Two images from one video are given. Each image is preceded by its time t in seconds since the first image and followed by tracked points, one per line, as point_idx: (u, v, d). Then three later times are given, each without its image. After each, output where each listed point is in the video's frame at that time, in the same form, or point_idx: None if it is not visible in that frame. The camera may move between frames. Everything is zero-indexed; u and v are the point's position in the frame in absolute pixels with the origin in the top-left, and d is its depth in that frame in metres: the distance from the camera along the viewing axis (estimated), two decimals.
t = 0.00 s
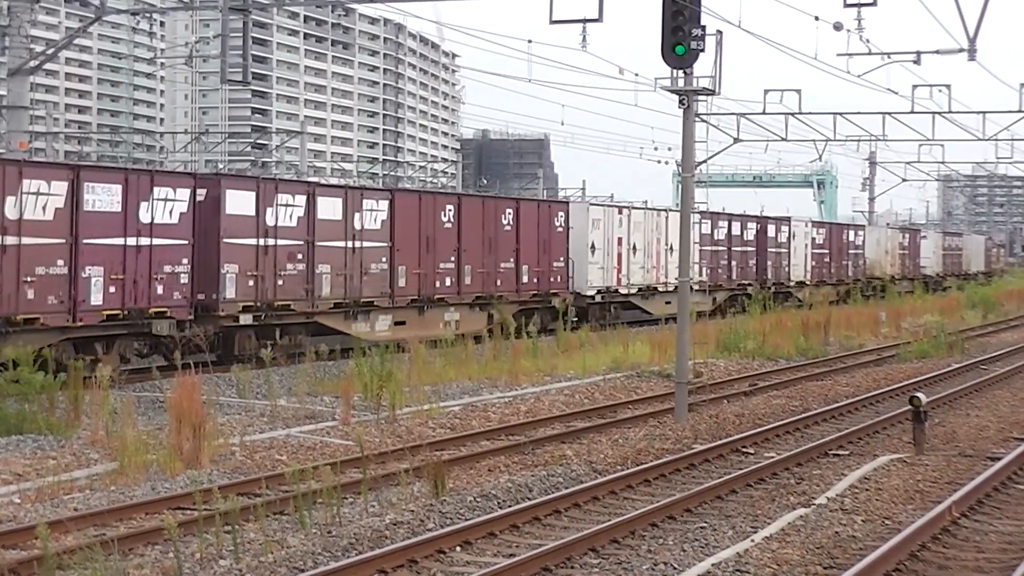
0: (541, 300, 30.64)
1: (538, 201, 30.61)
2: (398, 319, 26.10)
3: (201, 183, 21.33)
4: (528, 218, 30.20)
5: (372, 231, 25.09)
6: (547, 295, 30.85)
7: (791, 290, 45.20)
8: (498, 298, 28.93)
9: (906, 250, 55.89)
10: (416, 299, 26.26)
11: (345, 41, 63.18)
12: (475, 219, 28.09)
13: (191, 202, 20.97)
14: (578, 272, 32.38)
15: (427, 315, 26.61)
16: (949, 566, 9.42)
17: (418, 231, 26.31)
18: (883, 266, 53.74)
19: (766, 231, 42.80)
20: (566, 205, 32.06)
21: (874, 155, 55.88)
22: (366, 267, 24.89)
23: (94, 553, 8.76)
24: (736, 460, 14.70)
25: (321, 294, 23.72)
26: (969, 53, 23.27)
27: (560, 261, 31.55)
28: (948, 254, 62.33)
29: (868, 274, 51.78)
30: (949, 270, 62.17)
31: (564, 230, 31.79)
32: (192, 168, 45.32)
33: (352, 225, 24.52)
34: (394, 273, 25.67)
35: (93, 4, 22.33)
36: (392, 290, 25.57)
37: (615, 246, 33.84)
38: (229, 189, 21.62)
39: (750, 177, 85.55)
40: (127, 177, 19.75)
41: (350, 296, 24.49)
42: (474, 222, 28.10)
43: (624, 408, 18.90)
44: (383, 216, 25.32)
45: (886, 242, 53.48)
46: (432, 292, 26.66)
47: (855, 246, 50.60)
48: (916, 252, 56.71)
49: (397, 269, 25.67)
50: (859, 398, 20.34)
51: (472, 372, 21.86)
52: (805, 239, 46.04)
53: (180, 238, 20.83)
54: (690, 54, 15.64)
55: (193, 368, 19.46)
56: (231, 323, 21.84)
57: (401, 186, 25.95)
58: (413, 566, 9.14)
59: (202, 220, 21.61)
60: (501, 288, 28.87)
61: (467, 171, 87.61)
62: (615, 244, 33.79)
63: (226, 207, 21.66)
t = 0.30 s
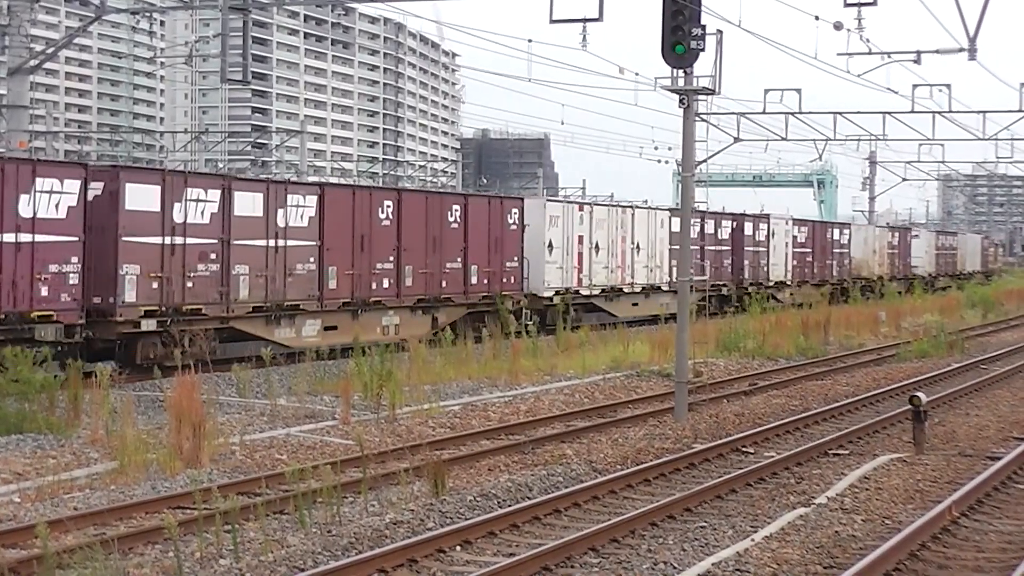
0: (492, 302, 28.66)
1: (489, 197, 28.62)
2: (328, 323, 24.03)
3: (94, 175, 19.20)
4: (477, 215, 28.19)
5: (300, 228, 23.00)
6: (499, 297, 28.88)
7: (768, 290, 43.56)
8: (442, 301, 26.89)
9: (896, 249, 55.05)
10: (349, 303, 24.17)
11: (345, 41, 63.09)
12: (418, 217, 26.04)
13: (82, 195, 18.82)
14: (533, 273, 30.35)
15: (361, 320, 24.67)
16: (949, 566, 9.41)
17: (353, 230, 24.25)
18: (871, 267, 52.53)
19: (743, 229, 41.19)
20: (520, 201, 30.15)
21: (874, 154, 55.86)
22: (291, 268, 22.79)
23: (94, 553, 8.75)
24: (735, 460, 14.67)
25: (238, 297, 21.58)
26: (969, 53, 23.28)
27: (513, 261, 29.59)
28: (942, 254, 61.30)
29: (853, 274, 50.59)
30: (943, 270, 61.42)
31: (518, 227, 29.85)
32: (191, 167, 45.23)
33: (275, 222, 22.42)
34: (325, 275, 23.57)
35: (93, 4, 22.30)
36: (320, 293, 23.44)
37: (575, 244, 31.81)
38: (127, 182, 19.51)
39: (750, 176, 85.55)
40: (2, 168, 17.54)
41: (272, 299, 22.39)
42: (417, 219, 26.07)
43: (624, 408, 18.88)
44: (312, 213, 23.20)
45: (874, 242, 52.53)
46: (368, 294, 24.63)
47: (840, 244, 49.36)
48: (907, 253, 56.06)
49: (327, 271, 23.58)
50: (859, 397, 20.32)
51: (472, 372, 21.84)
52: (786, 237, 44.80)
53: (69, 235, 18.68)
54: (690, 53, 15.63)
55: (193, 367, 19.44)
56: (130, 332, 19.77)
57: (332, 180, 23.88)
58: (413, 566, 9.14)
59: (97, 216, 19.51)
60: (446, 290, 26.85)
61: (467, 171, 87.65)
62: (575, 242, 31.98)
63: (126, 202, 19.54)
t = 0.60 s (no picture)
0: (435, 305, 26.70)
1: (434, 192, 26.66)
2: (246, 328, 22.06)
3: None
4: (420, 211, 26.24)
5: (212, 225, 21.15)
6: (444, 300, 26.90)
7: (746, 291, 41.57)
8: (378, 304, 24.97)
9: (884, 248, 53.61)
10: (269, 306, 22.27)
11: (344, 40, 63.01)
12: (348, 213, 24.16)
13: None
14: (483, 273, 28.37)
15: (284, 324, 22.74)
16: (948, 565, 9.41)
17: (274, 228, 22.39)
18: (856, 266, 50.74)
19: (716, 226, 39.16)
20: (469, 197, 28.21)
21: (874, 154, 55.81)
22: (201, 269, 20.92)
23: (93, 552, 8.75)
24: (735, 460, 14.66)
25: (138, 300, 19.56)
26: (969, 52, 23.28)
27: (461, 260, 27.62)
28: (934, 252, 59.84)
29: (835, 273, 48.75)
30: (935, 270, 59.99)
31: (467, 225, 27.99)
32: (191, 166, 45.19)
33: (183, 219, 20.53)
34: (240, 277, 21.69)
35: (93, 3, 22.29)
36: (236, 295, 21.54)
37: (529, 242, 29.80)
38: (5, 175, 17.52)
39: (750, 176, 85.51)
40: None
41: (179, 302, 20.45)
42: (349, 216, 24.19)
43: (623, 407, 18.87)
44: (226, 209, 21.37)
45: (859, 240, 50.95)
46: (291, 297, 22.74)
47: (821, 243, 47.54)
48: (896, 252, 54.60)
49: (243, 272, 21.69)
50: (858, 397, 20.30)
51: (471, 371, 21.80)
52: (764, 235, 42.76)
53: None
54: (690, 52, 15.63)
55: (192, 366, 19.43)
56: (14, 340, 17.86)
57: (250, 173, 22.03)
58: (412, 565, 9.13)
59: None
60: (382, 292, 24.93)
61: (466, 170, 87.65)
62: (530, 240, 29.94)
63: (5, 196, 17.55)
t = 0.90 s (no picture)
0: (368, 309, 24.53)
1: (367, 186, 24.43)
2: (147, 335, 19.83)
3: None
4: (350, 207, 24.00)
5: (110, 223, 18.90)
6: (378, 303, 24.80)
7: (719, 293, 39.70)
8: (301, 307, 22.75)
9: (870, 249, 52.07)
10: (173, 310, 20.01)
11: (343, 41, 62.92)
12: (268, 210, 21.89)
13: None
14: (424, 276, 26.40)
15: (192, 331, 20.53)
16: (947, 566, 9.41)
17: (181, 226, 20.12)
18: (840, 267, 49.03)
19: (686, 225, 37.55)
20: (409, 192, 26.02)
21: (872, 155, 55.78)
22: (93, 270, 18.59)
23: (92, 552, 8.74)
24: (734, 460, 14.68)
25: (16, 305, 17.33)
26: (967, 53, 23.27)
27: (398, 261, 25.43)
28: (925, 253, 58.52)
29: (815, 274, 46.97)
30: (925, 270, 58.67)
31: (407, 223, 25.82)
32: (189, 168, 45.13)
33: (71, 215, 18.24)
34: (140, 279, 19.36)
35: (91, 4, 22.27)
36: (135, 300, 19.24)
37: (477, 243, 27.72)
38: None
39: (749, 176, 85.48)
40: None
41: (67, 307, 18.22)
42: (270, 213, 21.97)
43: (622, 408, 18.88)
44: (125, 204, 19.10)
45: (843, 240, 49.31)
46: (200, 301, 20.46)
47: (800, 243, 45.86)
48: (882, 253, 53.34)
49: (145, 273, 19.47)
50: (857, 398, 20.32)
51: (469, 371, 21.78)
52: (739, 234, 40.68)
53: None
54: (688, 53, 15.65)
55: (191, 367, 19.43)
56: None
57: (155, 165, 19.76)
58: (411, 566, 9.14)
59: None
60: (306, 295, 22.73)
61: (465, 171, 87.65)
62: (478, 240, 27.86)
63: None
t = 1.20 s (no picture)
0: (291, 314, 23.02)
1: (287, 181, 22.98)
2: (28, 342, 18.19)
3: None
4: (267, 204, 22.55)
5: None
6: (298, 307, 23.18)
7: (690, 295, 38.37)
8: (211, 312, 21.24)
9: (852, 250, 51.10)
10: (59, 317, 18.50)
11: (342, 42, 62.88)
12: (166, 207, 20.29)
13: None
14: (356, 277, 24.69)
15: (83, 338, 18.97)
16: (945, 566, 9.43)
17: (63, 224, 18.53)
18: (821, 268, 47.87)
19: (652, 225, 36.13)
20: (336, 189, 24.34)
21: (870, 155, 55.80)
22: None
23: (90, 553, 8.75)
24: (733, 460, 14.72)
25: None
26: (965, 53, 23.28)
27: (325, 262, 23.99)
28: (911, 253, 57.82)
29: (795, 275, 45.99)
30: (913, 270, 58.00)
31: (332, 221, 24.16)
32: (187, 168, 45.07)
33: None
34: (19, 282, 17.89)
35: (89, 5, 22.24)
36: (10, 305, 17.69)
37: (417, 243, 25.88)
38: None
39: (747, 177, 85.49)
40: None
41: None
42: (170, 210, 20.40)
43: (621, 408, 18.92)
44: None
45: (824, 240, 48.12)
46: (91, 305, 18.97)
47: (777, 243, 44.72)
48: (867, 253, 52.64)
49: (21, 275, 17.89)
50: (856, 398, 20.37)
51: (468, 372, 21.82)
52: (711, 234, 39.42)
53: None
54: (685, 54, 15.66)
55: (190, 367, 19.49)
56: None
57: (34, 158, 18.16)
58: (409, 566, 9.14)
59: None
60: (215, 299, 21.21)
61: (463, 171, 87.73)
62: (418, 239, 25.97)
63: None
